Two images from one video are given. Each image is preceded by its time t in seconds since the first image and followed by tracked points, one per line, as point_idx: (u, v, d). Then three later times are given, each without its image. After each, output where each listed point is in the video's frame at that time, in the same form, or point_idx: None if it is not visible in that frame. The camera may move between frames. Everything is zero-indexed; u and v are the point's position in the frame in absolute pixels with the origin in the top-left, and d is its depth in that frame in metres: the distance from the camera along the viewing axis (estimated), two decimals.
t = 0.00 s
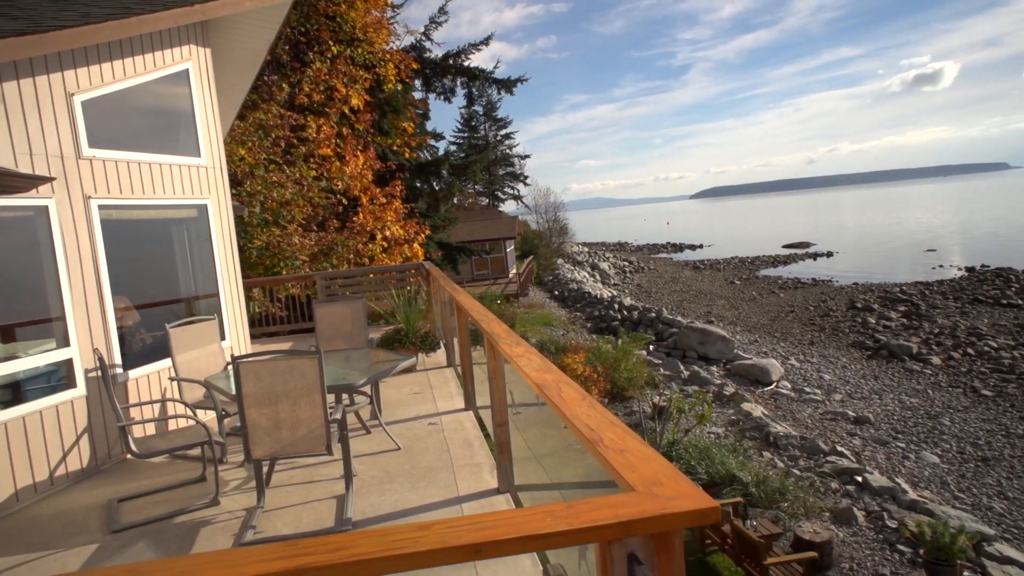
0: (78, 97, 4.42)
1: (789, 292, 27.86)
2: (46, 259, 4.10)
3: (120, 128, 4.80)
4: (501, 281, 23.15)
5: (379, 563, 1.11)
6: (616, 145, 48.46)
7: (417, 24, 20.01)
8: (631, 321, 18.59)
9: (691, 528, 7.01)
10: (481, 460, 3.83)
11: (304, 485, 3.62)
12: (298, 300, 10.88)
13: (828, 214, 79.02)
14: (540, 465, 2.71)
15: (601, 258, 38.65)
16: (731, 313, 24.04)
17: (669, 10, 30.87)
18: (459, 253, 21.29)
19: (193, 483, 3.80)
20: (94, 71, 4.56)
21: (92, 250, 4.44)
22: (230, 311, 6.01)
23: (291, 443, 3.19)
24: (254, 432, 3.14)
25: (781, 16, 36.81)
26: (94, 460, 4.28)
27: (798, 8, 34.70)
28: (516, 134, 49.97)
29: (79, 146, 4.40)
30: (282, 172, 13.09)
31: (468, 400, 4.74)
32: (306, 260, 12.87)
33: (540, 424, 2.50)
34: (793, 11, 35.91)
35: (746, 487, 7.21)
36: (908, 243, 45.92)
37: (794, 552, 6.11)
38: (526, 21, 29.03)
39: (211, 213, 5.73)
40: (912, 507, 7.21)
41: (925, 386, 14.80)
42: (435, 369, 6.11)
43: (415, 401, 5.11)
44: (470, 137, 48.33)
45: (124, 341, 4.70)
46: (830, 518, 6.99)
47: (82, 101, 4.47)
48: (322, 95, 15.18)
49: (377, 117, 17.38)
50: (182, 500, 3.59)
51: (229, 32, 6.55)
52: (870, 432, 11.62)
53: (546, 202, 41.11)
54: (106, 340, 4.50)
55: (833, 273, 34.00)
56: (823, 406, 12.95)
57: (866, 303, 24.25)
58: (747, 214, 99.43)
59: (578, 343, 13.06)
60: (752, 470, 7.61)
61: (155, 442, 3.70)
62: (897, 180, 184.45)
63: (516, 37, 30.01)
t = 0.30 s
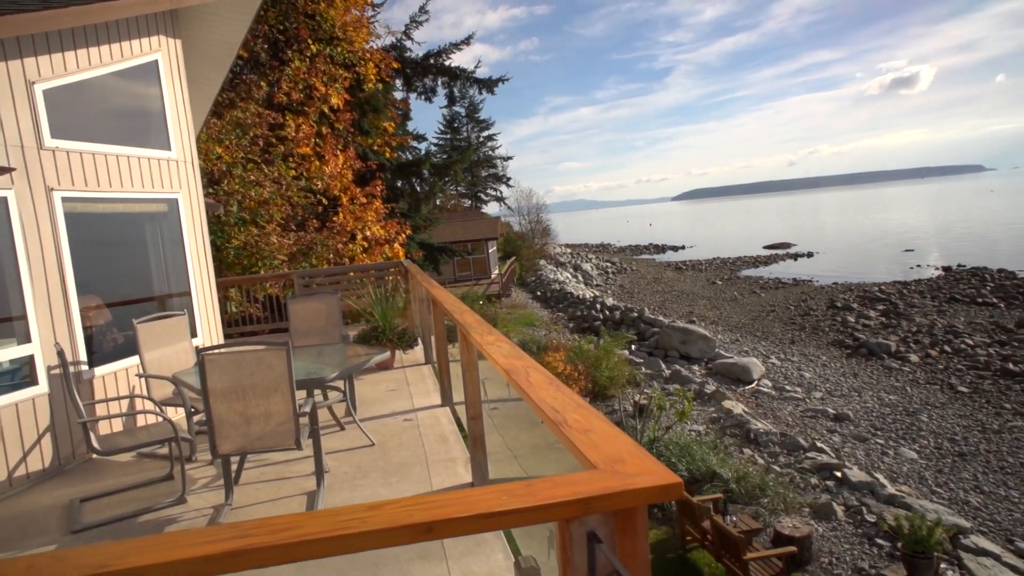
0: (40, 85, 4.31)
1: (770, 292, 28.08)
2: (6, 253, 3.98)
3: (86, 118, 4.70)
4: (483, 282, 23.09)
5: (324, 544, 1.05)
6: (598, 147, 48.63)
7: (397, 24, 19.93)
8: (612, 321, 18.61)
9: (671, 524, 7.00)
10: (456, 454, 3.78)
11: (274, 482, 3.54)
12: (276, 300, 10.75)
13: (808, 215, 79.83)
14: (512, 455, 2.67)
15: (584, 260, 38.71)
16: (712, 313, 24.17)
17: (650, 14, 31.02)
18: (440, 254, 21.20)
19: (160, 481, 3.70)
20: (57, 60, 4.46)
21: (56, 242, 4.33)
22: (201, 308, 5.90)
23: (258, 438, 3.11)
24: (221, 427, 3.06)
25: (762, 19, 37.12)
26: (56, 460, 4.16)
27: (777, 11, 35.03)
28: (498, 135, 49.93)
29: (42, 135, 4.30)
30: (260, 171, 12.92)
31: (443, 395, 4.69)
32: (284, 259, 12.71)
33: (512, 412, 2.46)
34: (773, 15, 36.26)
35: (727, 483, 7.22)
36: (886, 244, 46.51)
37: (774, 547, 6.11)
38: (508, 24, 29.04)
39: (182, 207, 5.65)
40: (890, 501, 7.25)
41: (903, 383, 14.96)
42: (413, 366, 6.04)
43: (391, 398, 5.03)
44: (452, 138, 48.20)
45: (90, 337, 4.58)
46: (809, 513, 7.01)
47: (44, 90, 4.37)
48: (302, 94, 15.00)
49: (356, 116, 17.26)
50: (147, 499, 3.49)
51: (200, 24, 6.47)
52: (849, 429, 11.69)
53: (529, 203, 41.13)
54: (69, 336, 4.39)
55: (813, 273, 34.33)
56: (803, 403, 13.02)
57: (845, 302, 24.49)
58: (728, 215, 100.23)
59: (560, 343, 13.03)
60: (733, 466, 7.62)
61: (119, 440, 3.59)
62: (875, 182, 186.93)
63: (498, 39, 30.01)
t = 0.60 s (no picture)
0: None
1: (751, 292, 28.26)
2: None
3: (48, 109, 4.67)
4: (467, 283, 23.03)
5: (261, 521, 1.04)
6: (582, 149, 48.74)
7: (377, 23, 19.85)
8: (595, 321, 18.63)
9: (653, 521, 6.99)
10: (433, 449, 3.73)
11: (244, 478, 3.46)
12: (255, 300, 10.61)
13: (789, 216, 80.56)
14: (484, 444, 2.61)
15: (567, 261, 38.76)
16: (695, 313, 24.29)
17: (633, 16, 31.14)
18: (422, 254, 21.10)
19: (126, 479, 3.60)
20: (16, 48, 4.44)
21: (19, 234, 4.25)
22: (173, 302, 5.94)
23: (225, 430, 3.06)
24: (186, 419, 3.01)
25: (743, 23, 37.41)
26: (18, 458, 4.03)
27: (758, 15, 35.34)
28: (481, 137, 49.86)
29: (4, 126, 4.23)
30: (239, 170, 12.74)
31: (421, 390, 4.63)
32: (263, 259, 12.54)
33: (483, 398, 2.42)
34: (754, 18, 36.55)
35: (707, 479, 7.22)
36: (865, 245, 47.06)
37: (754, 541, 6.10)
38: (492, 26, 29.01)
39: (152, 199, 5.71)
40: (869, 495, 7.28)
41: (883, 380, 15.10)
42: (391, 362, 5.96)
43: (367, 394, 4.96)
44: (435, 139, 48.08)
45: (54, 332, 4.49)
46: (790, 508, 7.02)
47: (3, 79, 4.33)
48: (281, 93, 14.83)
49: (337, 115, 17.14)
50: (113, 496, 3.39)
51: (172, 14, 6.48)
52: (829, 426, 11.76)
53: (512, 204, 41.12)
54: (32, 330, 4.30)
55: (794, 273, 34.62)
56: (784, 401, 13.08)
57: (826, 301, 24.71)
58: (711, 216, 100.93)
59: (542, 342, 12.99)
60: (714, 462, 7.62)
61: (83, 436, 3.49)
62: (854, 184, 189.11)
63: (481, 41, 29.98)
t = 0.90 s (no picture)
0: None
1: (735, 292, 28.41)
2: None
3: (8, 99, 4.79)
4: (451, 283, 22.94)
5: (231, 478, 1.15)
6: (567, 150, 48.83)
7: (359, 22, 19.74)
8: (580, 320, 18.62)
9: (635, 517, 6.99)
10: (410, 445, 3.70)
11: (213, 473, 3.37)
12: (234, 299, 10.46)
13: (772, 217, 81.20)
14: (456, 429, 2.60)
15: (552, 261, 38.72)
16: (679, 312, 24.36)
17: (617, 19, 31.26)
18: (406, 254, 20.99)
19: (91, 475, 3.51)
20: None
21: None
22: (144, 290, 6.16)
23: (192, 422, 3.00)
24: (150, 411, 2.95)
25: (726, 26, 37.69)
26: None
27: (740, 17, 35.57)
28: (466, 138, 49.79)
29: None
30: (218, 168, 12.57)
31: (399, 384, 4.56)
32: (243, 257, 12.36)
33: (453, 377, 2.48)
34: (736, 21, 36.85)
35: (689, 475, 7.21)
36: (846, 245, 47.51)
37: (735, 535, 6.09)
38: (476, 29, 28.98)
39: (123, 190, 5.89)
40: (850, 489, 7.31)
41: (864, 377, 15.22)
42: (370, 358, 5.89)
43: (345, 388, 4.90)
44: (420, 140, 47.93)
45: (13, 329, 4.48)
46: (771, 502, 7.03)
47: None
48: (262, 91, 14.66)
49: (319, 114, 17.00)
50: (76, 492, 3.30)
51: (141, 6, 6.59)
52: (812, 422, 11.82)
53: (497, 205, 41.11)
54: None
55: (777, 273, 34.87)
56: (767, 398, 13.14)
57: (808, 300, 24.90)
58: (694, 217, 101.52)
59: (526, 341, 12.94)
60: (696, 458, 7.62)
61: (46, 431, 3.39)
62: (836, 185, 191.28)
63: (465, 42, 29.92)
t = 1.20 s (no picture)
0: None
1: (720, 289, 28.52)
2: None
3: None
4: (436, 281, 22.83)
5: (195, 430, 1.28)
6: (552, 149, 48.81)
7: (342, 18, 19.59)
8: (565, 317, 18.59)
9: (619, 510, 6.98)
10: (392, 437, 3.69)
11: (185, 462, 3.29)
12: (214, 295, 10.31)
13: (755, 216, 81.74)
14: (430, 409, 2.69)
15: (538, 261, 38.68)
16: (664, 310, 24.41)
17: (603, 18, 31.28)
18: (390, 251, 20.86)
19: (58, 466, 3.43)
20: None
21: None
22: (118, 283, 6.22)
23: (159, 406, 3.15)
24: (118, 396, 3.09)
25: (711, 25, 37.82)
26: None
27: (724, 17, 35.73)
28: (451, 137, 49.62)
29: None
30: (199, 163, 12.38)
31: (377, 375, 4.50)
32: (224, 254, 12.17)
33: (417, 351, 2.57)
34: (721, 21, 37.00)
35: (674, 468, 7.20)
36: (830, 243, 47.87)
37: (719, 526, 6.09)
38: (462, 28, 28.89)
39: (96, 179, 5.97)
40: (833, 480, 7.33)
41: (847, 371, 15.33)
42: (350, 351, 5.82)
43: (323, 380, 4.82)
44: (405, 140, 47.73)
45: None
46: (755, 493, 7.04)
47: None
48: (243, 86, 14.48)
49: (301, 110, 16.85)
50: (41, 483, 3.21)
51: None
52: (796, 416, 11.87)
53: (482, 204, 41.01)
54: None
55: (762, 271, 35.04)
56: (751, 393, 13.19)
57: (792, 296, 25.05)
58: (679, 216, 101.98)
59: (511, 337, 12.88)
60: (680, 451, 7.62)
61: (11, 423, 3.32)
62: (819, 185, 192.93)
63: (451, 41, 29.78)
